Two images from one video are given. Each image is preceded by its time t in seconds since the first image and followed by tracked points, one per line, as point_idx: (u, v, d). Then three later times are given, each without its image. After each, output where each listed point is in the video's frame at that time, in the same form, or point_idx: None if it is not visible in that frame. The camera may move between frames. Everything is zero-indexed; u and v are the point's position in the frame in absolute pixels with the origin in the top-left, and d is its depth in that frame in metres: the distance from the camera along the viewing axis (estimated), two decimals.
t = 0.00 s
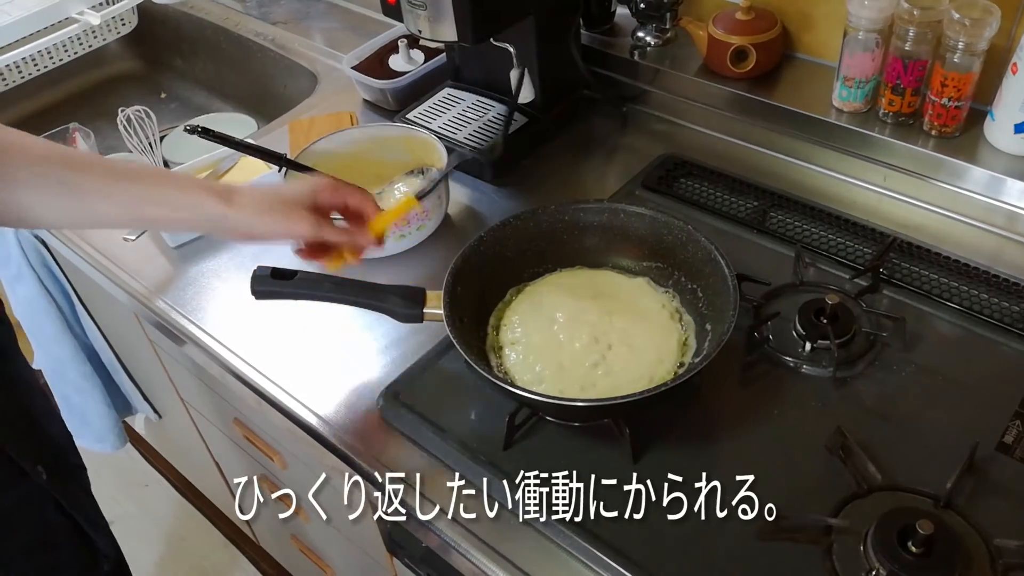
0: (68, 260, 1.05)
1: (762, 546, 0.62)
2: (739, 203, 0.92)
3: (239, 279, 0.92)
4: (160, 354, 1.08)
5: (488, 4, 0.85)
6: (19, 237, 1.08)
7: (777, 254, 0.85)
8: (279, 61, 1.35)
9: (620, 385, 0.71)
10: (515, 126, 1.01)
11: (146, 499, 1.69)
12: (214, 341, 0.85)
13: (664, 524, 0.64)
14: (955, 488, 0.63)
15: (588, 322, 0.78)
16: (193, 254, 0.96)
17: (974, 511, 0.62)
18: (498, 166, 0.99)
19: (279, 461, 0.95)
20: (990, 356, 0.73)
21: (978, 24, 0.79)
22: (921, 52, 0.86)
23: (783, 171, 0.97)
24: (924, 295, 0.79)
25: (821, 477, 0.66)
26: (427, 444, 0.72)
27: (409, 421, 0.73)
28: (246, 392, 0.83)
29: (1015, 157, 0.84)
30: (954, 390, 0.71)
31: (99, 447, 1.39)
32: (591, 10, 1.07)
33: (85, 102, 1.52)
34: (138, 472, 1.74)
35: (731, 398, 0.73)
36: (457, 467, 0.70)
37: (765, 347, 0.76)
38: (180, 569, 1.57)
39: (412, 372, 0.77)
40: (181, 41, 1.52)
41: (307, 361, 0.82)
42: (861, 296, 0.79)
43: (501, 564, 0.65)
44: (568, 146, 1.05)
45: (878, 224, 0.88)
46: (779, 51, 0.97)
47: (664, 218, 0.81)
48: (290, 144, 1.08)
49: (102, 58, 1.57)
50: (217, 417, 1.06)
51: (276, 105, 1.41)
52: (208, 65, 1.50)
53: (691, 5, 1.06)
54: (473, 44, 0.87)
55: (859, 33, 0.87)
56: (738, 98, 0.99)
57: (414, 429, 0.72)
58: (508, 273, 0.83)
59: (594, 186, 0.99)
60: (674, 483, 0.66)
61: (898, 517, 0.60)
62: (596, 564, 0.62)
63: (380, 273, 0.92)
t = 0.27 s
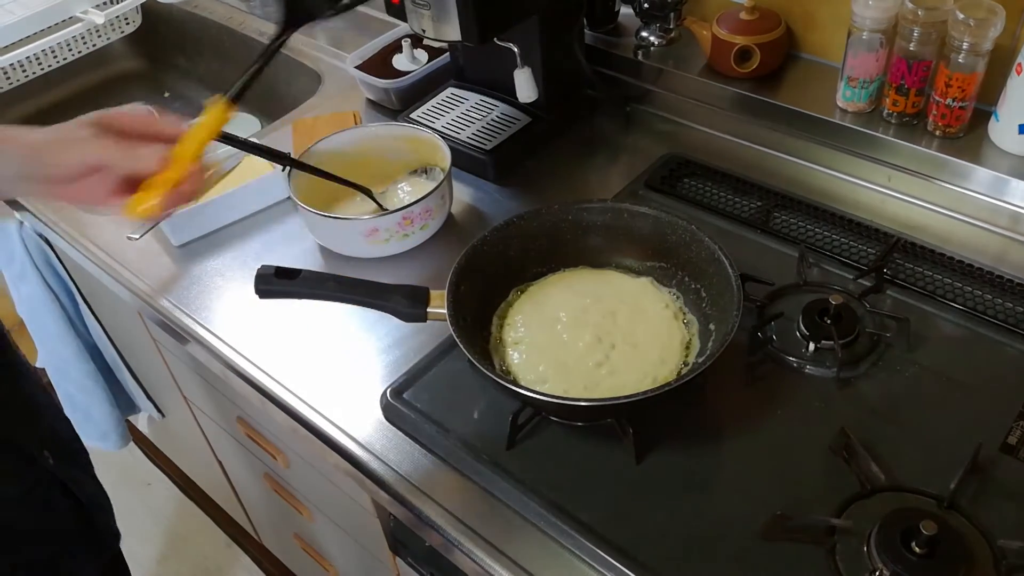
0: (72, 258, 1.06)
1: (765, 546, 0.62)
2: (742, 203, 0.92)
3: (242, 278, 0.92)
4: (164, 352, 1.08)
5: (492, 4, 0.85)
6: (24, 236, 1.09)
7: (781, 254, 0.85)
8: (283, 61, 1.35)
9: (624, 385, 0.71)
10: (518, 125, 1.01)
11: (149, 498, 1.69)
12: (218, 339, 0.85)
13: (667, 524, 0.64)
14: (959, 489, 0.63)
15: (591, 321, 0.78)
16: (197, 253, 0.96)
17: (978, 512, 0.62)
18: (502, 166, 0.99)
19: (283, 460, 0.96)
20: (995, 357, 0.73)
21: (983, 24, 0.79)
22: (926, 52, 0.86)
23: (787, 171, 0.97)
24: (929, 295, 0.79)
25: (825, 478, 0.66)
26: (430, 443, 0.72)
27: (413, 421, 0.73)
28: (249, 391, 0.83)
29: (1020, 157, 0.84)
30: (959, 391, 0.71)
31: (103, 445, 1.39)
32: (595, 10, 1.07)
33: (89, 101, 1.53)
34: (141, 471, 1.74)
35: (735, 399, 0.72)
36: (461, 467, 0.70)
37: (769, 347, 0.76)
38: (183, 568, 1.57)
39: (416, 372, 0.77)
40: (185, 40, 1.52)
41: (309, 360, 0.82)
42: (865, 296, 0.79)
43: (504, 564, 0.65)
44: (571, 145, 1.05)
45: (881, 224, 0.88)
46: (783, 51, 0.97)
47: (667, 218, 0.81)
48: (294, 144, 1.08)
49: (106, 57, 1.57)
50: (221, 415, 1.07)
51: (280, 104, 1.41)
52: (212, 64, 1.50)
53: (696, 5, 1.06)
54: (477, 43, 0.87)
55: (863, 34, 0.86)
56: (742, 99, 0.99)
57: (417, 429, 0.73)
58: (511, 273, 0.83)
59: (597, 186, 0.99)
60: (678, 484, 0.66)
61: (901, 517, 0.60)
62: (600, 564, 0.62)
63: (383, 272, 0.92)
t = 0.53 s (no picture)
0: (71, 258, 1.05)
1: (765, 547, 0.62)
2: (742, 203, 0.92)
3: (241, 279, 0.92)
4: (163, 353, 1.08)
5: (490, 3, 0.85)
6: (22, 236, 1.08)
7: (781, 254, 0.85)
8: (282, 60, 1.35)
9: (623, 385, 0.71)
10: (517, 125, 1.01)
11: (148, 498, 1.69)
12: (217, 340, 0.85)
13: (667, 524, 0.64)
14: (959, 489, 0.63)
15: (590, 322, 0.78)
16: (195, 254, 0.96)
17: (978, 512, 0.62)
18: (501, 166, 0.99)
19: (282, 460, 0.95)
20: (995, 356, 0.73)
21: (982, 23, 0.79)
22: (925, 51, 0.85)
23: (786, 170, 0.97)
24: (929, 295, 0.79)
25: (824, 478, 0.66)
26: (429, 443, 0.71)
27: (412, 421, 0.73)
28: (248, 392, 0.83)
29: (1019, 156, 0.84)
30: (959, 390, 0.71)
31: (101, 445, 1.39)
32: (594, 9, 1.07)
33: (88, 100, 1.53)
34: (140, 472, 1.74)
35: (734, 398, 0.72)
36: (460, 467, 0.70)
37: (769, 347, 0.76)
38: (182, 569, 1.57)
39: (415, 372, 0.77)
40: (184, 40, 1.52)
41: (308, 361, 0.81)
42: (865, 296, 0.79)
43: (503, 565, 0.65)
44: (570, 145, 1.05)
45: (881, 224, 0.88)
46: (782, 50, 0.97)
47: (666, 218, 0.81)
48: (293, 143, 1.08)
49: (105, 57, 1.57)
50: (220, 416, 1.06)
51: (278, 104, 1.40)
52: (210, 64, 1.50)
53: (695, 4, 1.05)
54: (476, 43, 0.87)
55: (862, 33, 0.86)
56: (742, 98, 0.99)
57: (416, 429, 0.72)
58: (510, 273, 0.82)
59: (596, 186, 0.98)
60: (677, 484, 0.66)
61: (901, 517, 0.60)
62: (599, 565, 0.62)
63: (382, 272, 0.91)
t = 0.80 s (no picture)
0: (74, 257, 1.05)
1: (767, 547, 0.62)
2: (744, 203, 0.92)
3: (244, 279, 0.92)
4: (165, 352, 1.08)
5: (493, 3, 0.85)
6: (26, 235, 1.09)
7: (783, 254, 0.85)
8: (284, 60, 1.35)
9: (625, 385, 0.71)
10: (519, 125, 1.01)
11: (150, 497, 1.69)
12: (219, 340, 0.85)
13: (668, 524, 0.64)
14: (961, 489, 0.63)
15: (592, 321, 0.78)
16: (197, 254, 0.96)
17: (981, 513, 0.62)
18: (502, 165, 0.99)
19: (283, 460, 0.96)
20: (997, 357, 0.73)
21: (985, 23, 0.79)
22: (928, 51, 0.85)
23: (789, 170, 0.97)
24: (931, 295, 0.79)
25: (826, 478, 0.66)
26: (430, 443, 0.72)
27: (414, 420, 0.73)
28: (250, 391, 0.83)
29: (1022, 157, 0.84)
30: (961, 390, 0.71)
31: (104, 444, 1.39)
32: (597, 9, 1.07)
33: (89, 100, 1.53)
34: (142, 471, 1.74)
35: (736, 398, 0.72)
36: (461, 467, 0.70)
37: (771, 347, 0.76)
38: (184, 568, 1.57)
39: (417, 371, 0.77)
40: (185, 39, 1.52)
41: (310, 360, 0.82)
42: (867, 296, 0.79)
43: (505, 565, 0.65)
44: (572, 145, 1.04)
45: (884, 224, 0.88)
46: (785, 50, 0.96)
47: (668, 217, 0.81)
48: (295, 143, 1.08)
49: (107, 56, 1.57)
50: (222, 415, 1.07)
51: (280, 103, 1.41)
52: (212, 63, 1.50)
53: (697, 4, 1.05)
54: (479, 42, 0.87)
55: (865, 33, 0.86)
56: (744, 98, 0.99)
57: (418, 428, 0.72)
58: (512, 272, 0.82)
59: (598, 185, 0.98)
60: (678, 485, 0.66)
61: (903, 518, 0.60)
62: (600, 565, 0.62)
63: (383, 272, 0.91)
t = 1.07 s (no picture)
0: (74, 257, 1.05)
1: (767, 547, 0.61)
2: (745, 202, 0.91)
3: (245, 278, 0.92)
4: (165, 352, 1.08)
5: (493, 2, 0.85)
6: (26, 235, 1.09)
7: (785, 254, 0.85)
8: (285, 59, 1.35)
9: (625, 384, 0.71)
10: (519, 124, 1.01)
11: (150, 497, 1.69)
12: (220, 340, 0.85)
13: (668, 524, 0.64)
14: (962, 490, 0.63)
15: (592, 321, 0.78)
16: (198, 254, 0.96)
17: (981, 513, 0.62)
18: (503, 165, 0.99)
19: (283, 460, 0.96)
20: (998, 357, 0.73)
21: (987, 22, 0.79)
22: (929, 51, 0.85)
23: (790, 170, 0.96)
24: (932, 295, 0.79)
25: (826, 478, 0.65)
26: (431, 443, 0.71)
27: (414, 420, 0.73)
28: (250, 391, 0.83)
29: None
30: (962, 391, 0.71)
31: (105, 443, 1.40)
32: (597, 8, 1.06)
33: (90, 100, 1.53)
34: (142, 471, 1.74)
35: (736, 398, 0.72)
36: (462, 467, 0.69)
37: (771, 347, 0.76)
38: (185, 568, 1.57)
39: (417, 371, 0.77)
40: (186, 39, 1.52)
41: (310, 359, 0.81)
42: (868, 296, 0.78)
43: (505, 565, 0.65)
44: (573, 144, 1.04)
45: (885, 224, 0.87)
46: (786, 49, 0.96)
47: (668, 217, 0.80)
48: (295, 142, 1.08)
49: (108, 56, 1.57)
50: (222, 415, 1.07)
51: (281, 103, 1.41)
52: (213, 62, 1.50)
53: (698, 3, 1.05)
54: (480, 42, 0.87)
55: (866, 32, 0.86)
56: (744, 97, 0.99)
57: (418, 428, 0.72)
58: (512, 272, 0.82)
59: (598, 185, 0.98)
60: (679, 485, 0.66)
61: (904, 518, 0.59)
62: (600, 565, 0.62)
63: (384, 272, 0.91)
